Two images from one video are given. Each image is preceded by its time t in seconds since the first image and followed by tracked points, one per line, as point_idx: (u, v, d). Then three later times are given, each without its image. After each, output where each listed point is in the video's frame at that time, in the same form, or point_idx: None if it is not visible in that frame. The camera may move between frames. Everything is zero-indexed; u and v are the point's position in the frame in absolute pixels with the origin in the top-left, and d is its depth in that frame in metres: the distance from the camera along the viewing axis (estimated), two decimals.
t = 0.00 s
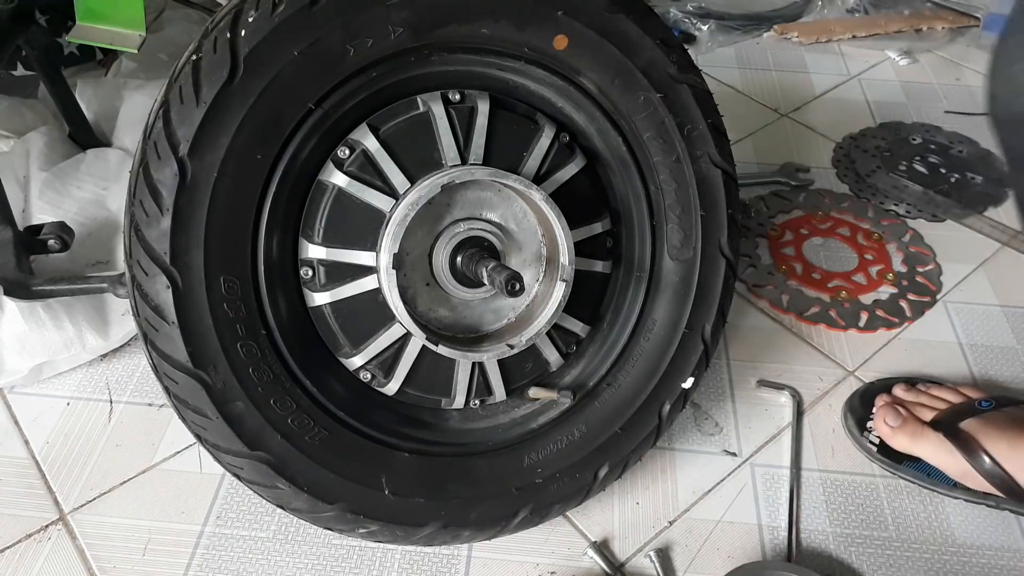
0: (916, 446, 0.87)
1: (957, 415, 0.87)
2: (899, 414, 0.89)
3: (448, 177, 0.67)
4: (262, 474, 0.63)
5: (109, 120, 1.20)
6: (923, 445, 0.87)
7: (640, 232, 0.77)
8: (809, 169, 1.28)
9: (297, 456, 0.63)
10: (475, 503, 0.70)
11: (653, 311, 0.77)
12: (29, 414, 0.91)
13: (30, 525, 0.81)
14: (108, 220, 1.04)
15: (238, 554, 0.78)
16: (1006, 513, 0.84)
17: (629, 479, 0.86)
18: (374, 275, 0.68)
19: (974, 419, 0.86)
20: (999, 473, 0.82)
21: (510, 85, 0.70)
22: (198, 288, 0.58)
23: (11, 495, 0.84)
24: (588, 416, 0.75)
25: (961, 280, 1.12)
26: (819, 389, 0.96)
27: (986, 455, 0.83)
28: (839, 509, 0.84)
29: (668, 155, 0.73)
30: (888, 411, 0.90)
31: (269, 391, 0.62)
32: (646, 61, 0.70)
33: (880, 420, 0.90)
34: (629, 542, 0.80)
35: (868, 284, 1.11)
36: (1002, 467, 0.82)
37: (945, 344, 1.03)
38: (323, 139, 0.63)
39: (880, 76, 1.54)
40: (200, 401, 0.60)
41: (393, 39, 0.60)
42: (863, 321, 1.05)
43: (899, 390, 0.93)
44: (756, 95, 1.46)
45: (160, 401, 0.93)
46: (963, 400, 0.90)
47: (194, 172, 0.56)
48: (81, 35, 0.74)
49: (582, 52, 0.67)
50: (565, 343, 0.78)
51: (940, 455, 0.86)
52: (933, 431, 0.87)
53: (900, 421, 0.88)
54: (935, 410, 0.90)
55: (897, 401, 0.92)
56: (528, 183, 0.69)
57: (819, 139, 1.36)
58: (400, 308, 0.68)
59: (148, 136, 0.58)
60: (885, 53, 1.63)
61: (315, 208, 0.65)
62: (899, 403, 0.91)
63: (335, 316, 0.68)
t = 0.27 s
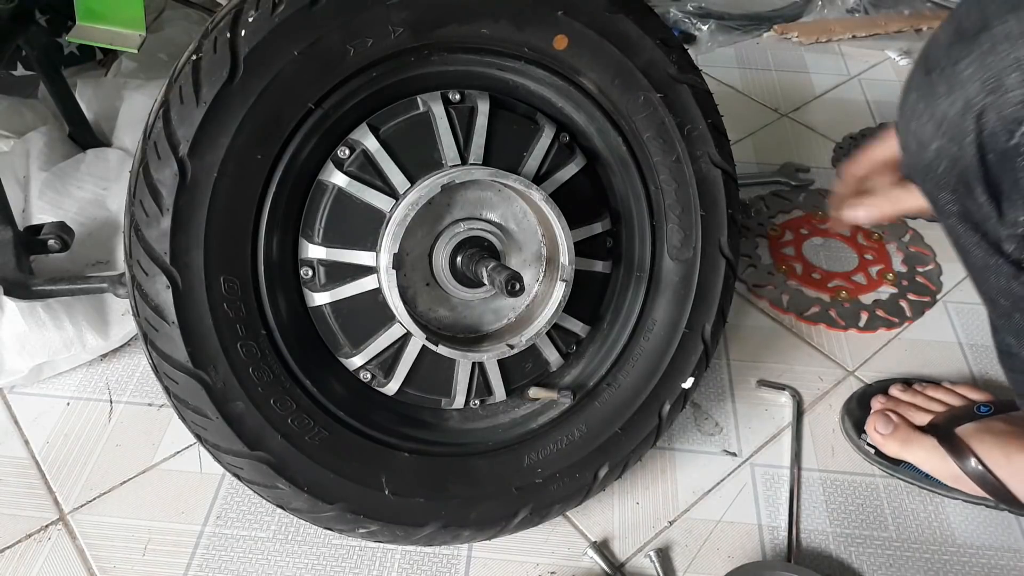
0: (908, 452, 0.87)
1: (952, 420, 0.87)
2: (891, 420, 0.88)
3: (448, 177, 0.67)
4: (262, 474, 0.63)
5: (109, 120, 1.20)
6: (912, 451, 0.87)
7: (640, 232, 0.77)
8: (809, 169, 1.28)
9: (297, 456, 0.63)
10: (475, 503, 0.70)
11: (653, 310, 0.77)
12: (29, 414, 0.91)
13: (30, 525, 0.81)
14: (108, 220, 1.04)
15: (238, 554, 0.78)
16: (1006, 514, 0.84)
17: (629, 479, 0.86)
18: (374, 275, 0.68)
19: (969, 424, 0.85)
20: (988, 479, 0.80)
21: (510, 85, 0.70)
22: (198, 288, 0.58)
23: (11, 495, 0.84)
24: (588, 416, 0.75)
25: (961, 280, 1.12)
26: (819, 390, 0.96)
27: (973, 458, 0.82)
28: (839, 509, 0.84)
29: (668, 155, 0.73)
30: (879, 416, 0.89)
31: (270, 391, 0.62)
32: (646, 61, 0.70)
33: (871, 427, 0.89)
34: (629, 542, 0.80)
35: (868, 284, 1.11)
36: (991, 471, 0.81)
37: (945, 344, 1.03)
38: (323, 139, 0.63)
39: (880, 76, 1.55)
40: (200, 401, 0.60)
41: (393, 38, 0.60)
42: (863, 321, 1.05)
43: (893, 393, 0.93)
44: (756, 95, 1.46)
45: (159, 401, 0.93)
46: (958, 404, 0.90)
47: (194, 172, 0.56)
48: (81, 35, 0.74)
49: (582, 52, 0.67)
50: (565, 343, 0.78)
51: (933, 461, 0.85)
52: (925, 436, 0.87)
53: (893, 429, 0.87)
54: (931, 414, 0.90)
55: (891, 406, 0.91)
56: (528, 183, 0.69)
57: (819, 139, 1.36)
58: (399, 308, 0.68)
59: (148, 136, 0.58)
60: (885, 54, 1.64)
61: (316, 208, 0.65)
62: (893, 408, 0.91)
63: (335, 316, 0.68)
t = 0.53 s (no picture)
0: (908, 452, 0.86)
1: (951, 420, 0.86)
2: (889, 421, 0.88)
3: (448, 177, 0.67)
4: (262, 474, 0.63)
5: (110, 120, 1.20)
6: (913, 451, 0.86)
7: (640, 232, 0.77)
8: (809, 169, 1.28)
9: (297, 456, 0.63)
10: (475, 503, 0.70)
11: (653, 310, 0.77)
12: (29, 414, 0.91)
13: (30, 525, 0.81)
14: (108, 220, 1.05)
15: (238, 554, 0.78)
16: (1006, 513, 0.84)
17: (629, 478, 0.86)
18: (374, 275, 0.68)
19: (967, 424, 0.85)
20: (986, 478, 0.79)
21: (510, 85, 0.70)
22: (198, 288, 0.58)
23: (11, 495, 0.84)
24: (588, 416, 0.75)
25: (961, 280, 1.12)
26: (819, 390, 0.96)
27: (971, 458, 0.81)
28: (839, 509, 0.84)
29: (668, 155, 0.73)
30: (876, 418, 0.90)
31: (270, 391, 0.62)
32: (646, 61, 0.70)
33: (870, 428, 0.89)
34: (629, 542, 0.80)
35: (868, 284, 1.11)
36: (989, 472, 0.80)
37: (945, 344, 1.03)
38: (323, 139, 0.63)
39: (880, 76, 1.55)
40: (200, 401, 0.60)
41: (393, 38, 0.60)
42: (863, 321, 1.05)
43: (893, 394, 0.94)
44: (756, 94, 1.46)
45: (159, 401, 0.93)
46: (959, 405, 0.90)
47: (194, 173, 0.56)
48: (81, 35, 0.74)
49: (581, 52, 0.67)
50: (565, 343, 0.78)
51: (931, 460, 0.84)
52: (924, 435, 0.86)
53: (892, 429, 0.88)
54: (931, 415, 0.90)
55: (890, 407, 0.92)
56: (528, 183, 0.69)
57: (819, 139, 1.36)
58: (399, 308, 0.68)
59: (148, 136, 0.58)
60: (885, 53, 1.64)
61: (316, 208, 0.65)
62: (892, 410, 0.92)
63: (335, 316, 0.68)
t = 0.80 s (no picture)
0: (908, 452, 0.85)
1: (952, 419, 0.85)
2: (890, 421, 0.87)
3: (448, 177, 0.67)
4: (262, 474, 0.63)
5: (110, 120, 1.20)
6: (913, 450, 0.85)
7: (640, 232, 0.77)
8: (809, 169, 1.28)
9: (297, 456, 0.63)
10: (476, 503, 0.70)
11: (653, 310, 0.77)
12: (29, 414, 0.91)
13: (30, 525, 0.81)
14: (108, 220, 1.05)
15: (238, 554, 0.78)
16: (1006, 513, 0.84)
17: (629, 478, 0.86)
18: (374, 275, 0.68)
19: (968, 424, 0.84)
20: (986, 478, 0.78)
21: (510, 85, 0.70)
22: (198, 288, 0.58)
23: (11, 495, 0.84)
24: (588, 416, 0.75)
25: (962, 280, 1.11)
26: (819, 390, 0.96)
27: (972, 458, 0.79)
28: (839, 509, 0.84)
29: (668, 155, 0.73)
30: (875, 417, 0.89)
31: (270, 391, 0.62)
32: (646, 61, 0.70)
33: (870, 428, 0.88)
34: (629, 542, 0.80)
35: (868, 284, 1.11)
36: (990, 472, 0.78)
37: (945, 344, 1.03)
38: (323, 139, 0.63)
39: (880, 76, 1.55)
40: (200, 401, 0.60)
41: (393, 38, 0.60)
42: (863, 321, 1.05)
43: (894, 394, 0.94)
44: (756, 94, 1.46)
45: (160, 401, 0.93)
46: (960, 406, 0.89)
47: (194, 173, 0.56)
48: (81, 35, 0.74)
49: (581, 52, 0.67)
50: (565, 343, 0.78)
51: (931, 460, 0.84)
52: (923, 435, 0.85)
53: (892, 429, 0.87)
54: (932, 415, 0.89)
55: (891, 406, 0.92)
56: (528, 183, 0.69)
57: (819, 139, 1.36)
58: (399, 308, 0.68)
59: (148, 136, 0.58)
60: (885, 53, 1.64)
61: (316, 207, 0.65)
62: (892, 409, 0.92)
63: (335, 316, 0.68)
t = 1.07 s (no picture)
0: (908, 452, 0.87)
1: (953, 419, 0.86)
2: (890, 421, 0.88)
3: (448, 177, 0.67)
4: (262, 474, 0.63)
5: (110, 120, 1.20)
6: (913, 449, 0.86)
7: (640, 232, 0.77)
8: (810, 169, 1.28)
9: (297, 456, 0.63)
10: (476, 503, 0.70)
11: (653, 310, 0.77)
12: (29, 414, 0.91)
13: (30, 525, 0.81)
14: (108, 220, 1.05)
15: (238, 554, 0.78)
16: (1006, 513, 0.84)
17: (629, 478, 0.86)
18: (374, 275, 0.68)
19: (968, 426, 0.85)
20: (988, 479, 0.80)
21: (510, 85, 0.70)
22: (198, 288, 0.58)
23: (11, 495, 0.84)
24: (588, 416, 0.75)
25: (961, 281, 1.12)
26: (819, 390, 0.96)
27: (972, 458, 0.81)
28: (839, 509, 0.84)
29: (668, 155, 0.73)
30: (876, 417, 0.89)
31: (270, 391, 0.62)
32: (646, 61, 0.70)
33: (870, 428, 0.89)
34: (629, 542, 0.80)
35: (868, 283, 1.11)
36: (991, 472, 0.80)
37: (945, 344, 1.04)
38: (323, 139, 0.63)
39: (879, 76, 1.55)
40: (200, 401, 0.60)
41: (393, 38, 0.60)
42: (863, 320, 1.05)
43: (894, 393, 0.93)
44: (756, 95, 1.46)
45: (159, 401, 0.93)
46: (960, 406, 0.90)
47: (194, 173, 0.56)
48: (80, 35, 0.74)
49: (581, 52, 0.67)
50: (565, 343, 0.78)
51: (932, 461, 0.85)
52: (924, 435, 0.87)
53: (893, 430, 0.87)
54: (932, 415, 0.90)
55: (891, 406, 0.91)
56: (528, 183, 0.69)
57: (819, 139, 1.36)
58: (399, 308, 0.68)
59: (148, 136, 0.58)
60: (885, 53, 1.64)
61: (316, 207, 0.65)
62: (893, 408, 0.91)
63: (335, 316, 0.68)
